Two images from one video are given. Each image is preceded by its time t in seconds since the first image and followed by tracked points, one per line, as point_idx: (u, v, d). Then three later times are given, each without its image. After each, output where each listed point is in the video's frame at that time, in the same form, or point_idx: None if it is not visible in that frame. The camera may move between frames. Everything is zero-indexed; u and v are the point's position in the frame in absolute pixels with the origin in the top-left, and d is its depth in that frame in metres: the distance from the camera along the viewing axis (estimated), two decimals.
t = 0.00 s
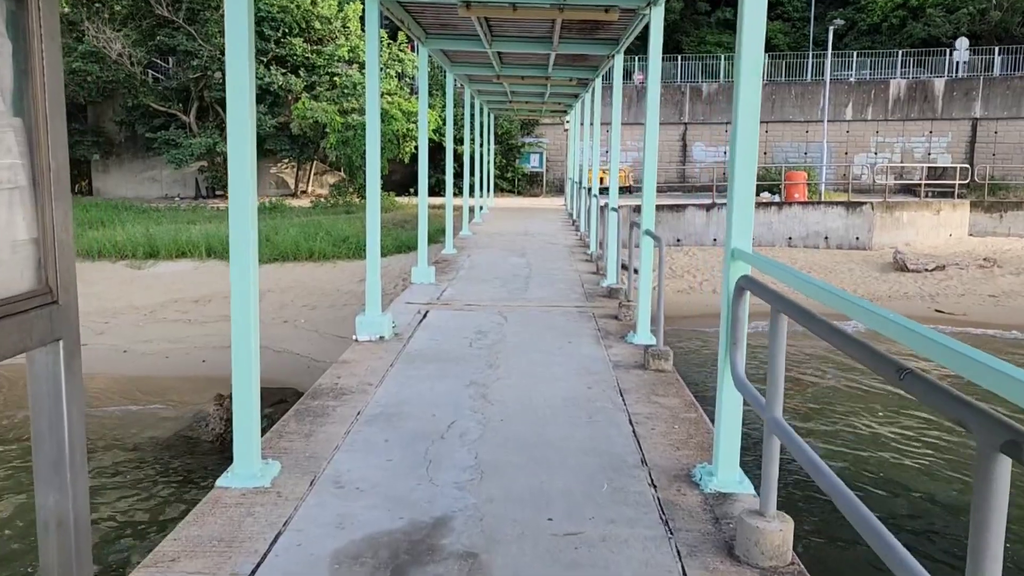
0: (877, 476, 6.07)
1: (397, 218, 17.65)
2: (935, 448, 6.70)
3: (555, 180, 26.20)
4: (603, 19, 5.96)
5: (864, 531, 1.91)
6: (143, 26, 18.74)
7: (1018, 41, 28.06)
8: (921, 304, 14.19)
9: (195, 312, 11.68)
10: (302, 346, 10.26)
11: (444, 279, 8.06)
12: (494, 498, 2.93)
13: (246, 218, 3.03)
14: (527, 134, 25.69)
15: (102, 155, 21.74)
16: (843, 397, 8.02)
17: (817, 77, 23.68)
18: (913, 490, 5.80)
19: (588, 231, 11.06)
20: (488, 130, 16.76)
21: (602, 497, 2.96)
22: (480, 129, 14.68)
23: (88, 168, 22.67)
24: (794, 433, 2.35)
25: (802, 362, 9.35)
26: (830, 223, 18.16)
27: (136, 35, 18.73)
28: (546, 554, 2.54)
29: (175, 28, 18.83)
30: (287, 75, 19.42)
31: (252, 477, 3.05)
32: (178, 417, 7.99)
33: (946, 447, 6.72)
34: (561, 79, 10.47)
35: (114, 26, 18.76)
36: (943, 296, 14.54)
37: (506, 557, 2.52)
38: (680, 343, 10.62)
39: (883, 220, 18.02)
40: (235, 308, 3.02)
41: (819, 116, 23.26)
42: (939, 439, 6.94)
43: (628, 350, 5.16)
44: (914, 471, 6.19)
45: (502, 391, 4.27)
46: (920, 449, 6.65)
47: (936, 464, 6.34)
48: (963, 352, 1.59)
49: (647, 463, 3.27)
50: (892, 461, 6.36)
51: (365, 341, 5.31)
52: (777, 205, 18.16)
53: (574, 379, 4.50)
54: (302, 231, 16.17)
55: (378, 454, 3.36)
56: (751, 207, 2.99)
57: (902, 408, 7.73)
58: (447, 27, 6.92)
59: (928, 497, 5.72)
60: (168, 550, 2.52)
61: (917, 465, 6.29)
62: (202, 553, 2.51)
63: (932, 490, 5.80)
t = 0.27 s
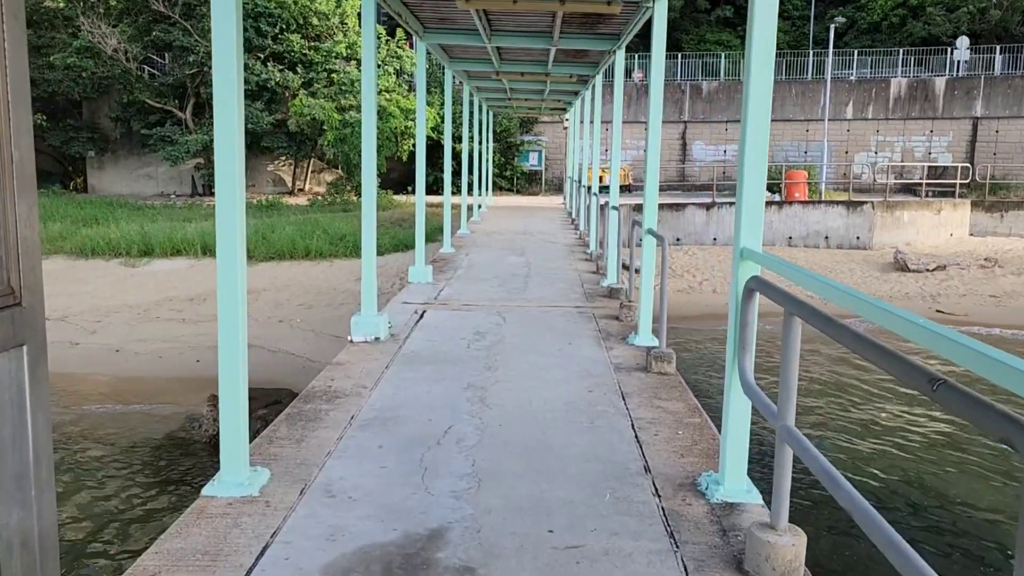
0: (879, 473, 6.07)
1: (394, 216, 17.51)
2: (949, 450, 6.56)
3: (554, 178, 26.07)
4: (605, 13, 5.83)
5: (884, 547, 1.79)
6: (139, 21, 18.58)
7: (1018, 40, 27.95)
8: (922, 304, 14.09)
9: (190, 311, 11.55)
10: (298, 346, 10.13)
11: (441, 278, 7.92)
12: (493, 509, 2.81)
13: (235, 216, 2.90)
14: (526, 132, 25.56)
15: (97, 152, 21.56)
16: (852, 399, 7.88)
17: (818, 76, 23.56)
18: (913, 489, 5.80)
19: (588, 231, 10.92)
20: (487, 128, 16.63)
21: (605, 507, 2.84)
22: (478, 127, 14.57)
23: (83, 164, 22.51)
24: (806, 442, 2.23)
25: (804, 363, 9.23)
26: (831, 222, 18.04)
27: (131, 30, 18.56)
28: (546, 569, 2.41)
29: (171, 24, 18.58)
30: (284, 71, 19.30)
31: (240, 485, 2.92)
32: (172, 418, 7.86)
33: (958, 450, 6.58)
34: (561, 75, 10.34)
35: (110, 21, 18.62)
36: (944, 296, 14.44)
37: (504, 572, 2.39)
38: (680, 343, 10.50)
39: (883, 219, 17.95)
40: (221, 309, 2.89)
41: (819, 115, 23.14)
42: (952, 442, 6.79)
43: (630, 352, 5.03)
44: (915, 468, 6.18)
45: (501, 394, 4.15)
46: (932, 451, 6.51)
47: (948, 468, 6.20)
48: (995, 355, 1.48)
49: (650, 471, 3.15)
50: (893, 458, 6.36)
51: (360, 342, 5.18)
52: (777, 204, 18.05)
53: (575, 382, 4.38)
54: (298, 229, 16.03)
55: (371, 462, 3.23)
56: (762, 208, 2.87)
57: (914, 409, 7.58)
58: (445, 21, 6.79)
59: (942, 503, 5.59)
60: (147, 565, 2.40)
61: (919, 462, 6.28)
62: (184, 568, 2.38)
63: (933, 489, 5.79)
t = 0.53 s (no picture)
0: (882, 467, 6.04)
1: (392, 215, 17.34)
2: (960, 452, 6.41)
3: (554, 177, 25.91)
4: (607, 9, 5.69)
5: None
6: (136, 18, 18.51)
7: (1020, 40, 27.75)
8: (926, 306, 13.93)
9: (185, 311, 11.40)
10: (293, 347, 9.98)
11: (438, 280, 7.77)
12: (487, 529, 2.66)
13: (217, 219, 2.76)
14: (526, 131, 25.39)
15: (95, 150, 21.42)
16: (860, 400, 7.73)
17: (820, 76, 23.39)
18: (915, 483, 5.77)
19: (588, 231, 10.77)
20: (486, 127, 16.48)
21: (606, 527, 2.69)
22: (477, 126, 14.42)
23: (80, 163, 22.36)
24: (820, 463, 2.08)
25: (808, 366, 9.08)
26: (833, 223, 17.88)
27: (128, 28, 18.41)
28: None
29: (169, 20, 18.64)
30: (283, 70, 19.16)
31: (222, 503, 2.77)
32: (164, 419, 7.70)
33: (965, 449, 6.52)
34: (561, 74, 10.19)
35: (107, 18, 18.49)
36: (948, 298, 14.29)
37: None
38: (681, 346, 10.35)
39: (885, 220, 17.83)
40: (202, 318, 2.75)
41: (821, 115, 22.97)
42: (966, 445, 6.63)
43: (631, 358, 4.88)
44: (919, 464, 6.14)
45: (497, 403, 4.01)
46: (944, 455, 6.35)
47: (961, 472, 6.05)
48: None
49: (653, 487, 3.00)
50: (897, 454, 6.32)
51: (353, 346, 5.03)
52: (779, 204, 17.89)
53: (574, 389, 4.24)
54: (296, 228, 15.87)
55: (361, 476, 3.09)
56: (773, 216, 2.72)
57: (926, 413, 7.41)
58: (443, 18, 6.65)
59: (945, 500, 5.53)
60: None
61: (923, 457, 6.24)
62: None
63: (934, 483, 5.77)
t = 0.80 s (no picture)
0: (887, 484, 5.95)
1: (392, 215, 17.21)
2: (971, 469, 6.27)
3: (555, 177, 25.76)
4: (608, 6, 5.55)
5: None
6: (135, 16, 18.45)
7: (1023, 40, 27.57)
8: (930, 308, 13.80)
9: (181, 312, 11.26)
10: (290, 349, 9.84)
11: (436, 282, 7.63)
12: (481, 552, 2.52)
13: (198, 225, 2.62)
14: (526, 130, 25.24)
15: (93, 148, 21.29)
16: (871, 410, 7.61)
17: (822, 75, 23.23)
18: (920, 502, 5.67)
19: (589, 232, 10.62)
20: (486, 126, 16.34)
21: (607, 550, 2.55)
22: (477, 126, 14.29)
23: (78, 161, 22.22)
24: (835, 488, 1.94)
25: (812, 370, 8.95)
26: (835, 223, 17.74)
27: (126, 26, 18.29)
28: None
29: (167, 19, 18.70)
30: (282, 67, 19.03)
31: (202, 522, 2.63)
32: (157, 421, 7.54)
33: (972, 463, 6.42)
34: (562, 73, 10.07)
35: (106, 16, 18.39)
36: (952, 300, 14.16)
37: None
38: (683, 348, 10.22)
39: (888, 221, 17.69)
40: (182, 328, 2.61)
41: (824, 115, 22.82)
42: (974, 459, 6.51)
43: (632, 365, 4.75)
44: (925, 481, 6.05)
45: (494, 413, 3.87)
46: (950, 468, 6.27)
47: (969, 488, 5.93)
48: None
49: (656, 506, 2.87)
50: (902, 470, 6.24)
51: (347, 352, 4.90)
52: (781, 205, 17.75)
53: (574, 399, 4.10)
54: (294, 227, 15.73)
55: (351, 493, 2.95)
56: (784, 222, 2.58)
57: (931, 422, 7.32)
58: (441, 16, 6.52)
59: (950, 517, 5.44)
60: None
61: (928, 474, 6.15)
62: None
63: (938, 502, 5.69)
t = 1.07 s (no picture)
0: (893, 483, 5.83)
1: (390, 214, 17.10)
2: (981, 470, 6.15)
3: (554, 175, 25.61)
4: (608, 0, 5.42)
5: None
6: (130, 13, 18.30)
7: None
8: (932, 308, 13.68)
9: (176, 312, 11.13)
10: (286, 349, 9.71)
11: (434, 282, 7.50)
12: (479, 571, 2.39)
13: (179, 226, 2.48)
14: (525, 128, 25.10)
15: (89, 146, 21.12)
16: (880, 410, 7.49)
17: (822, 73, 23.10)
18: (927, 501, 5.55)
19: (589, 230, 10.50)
20: (485, 124, 16.21)
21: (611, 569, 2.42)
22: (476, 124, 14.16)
23: (74, 160, 22.06)
24: (855, 508, 1.81)
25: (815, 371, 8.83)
26: (836, 222, 17.62)
27: (121, 23, 18.13)
28: None
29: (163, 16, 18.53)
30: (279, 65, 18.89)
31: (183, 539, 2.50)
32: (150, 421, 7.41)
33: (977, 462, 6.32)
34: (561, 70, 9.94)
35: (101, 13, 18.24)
36: (954, 299, 14.04)
37: None
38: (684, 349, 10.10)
39: (890, 220, 17.58)
40: (162, 335, 2.49)
41: (824, 113, 22.69)
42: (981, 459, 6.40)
43: (635, 368, 4.62)
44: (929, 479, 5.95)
45: (492, 419, 3.74)
46: (956, 468, 6.15)
47: (976, 489, 5.81)
48: None
49: (662, 520, 2.74)
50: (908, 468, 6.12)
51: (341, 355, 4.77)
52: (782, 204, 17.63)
53: (575, 405, 3.97)
54: (291, 226, 15.60)
55: (343, 506, 2.82)
56: (797, 223, 2.45)
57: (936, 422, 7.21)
58: (438, 11, 6.39)
59: (957, 517, 5.33)
60: None
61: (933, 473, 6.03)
62: None
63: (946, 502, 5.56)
